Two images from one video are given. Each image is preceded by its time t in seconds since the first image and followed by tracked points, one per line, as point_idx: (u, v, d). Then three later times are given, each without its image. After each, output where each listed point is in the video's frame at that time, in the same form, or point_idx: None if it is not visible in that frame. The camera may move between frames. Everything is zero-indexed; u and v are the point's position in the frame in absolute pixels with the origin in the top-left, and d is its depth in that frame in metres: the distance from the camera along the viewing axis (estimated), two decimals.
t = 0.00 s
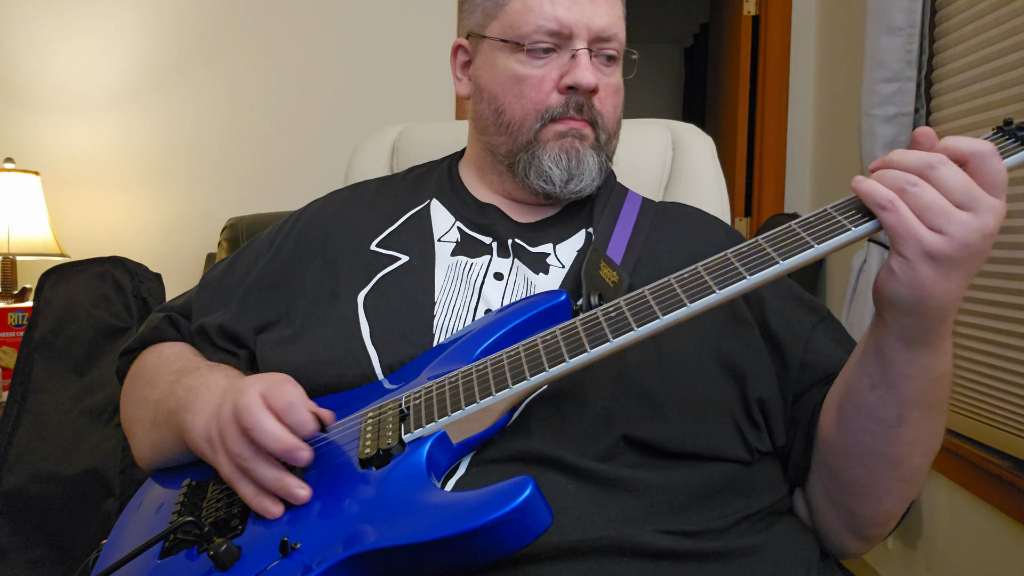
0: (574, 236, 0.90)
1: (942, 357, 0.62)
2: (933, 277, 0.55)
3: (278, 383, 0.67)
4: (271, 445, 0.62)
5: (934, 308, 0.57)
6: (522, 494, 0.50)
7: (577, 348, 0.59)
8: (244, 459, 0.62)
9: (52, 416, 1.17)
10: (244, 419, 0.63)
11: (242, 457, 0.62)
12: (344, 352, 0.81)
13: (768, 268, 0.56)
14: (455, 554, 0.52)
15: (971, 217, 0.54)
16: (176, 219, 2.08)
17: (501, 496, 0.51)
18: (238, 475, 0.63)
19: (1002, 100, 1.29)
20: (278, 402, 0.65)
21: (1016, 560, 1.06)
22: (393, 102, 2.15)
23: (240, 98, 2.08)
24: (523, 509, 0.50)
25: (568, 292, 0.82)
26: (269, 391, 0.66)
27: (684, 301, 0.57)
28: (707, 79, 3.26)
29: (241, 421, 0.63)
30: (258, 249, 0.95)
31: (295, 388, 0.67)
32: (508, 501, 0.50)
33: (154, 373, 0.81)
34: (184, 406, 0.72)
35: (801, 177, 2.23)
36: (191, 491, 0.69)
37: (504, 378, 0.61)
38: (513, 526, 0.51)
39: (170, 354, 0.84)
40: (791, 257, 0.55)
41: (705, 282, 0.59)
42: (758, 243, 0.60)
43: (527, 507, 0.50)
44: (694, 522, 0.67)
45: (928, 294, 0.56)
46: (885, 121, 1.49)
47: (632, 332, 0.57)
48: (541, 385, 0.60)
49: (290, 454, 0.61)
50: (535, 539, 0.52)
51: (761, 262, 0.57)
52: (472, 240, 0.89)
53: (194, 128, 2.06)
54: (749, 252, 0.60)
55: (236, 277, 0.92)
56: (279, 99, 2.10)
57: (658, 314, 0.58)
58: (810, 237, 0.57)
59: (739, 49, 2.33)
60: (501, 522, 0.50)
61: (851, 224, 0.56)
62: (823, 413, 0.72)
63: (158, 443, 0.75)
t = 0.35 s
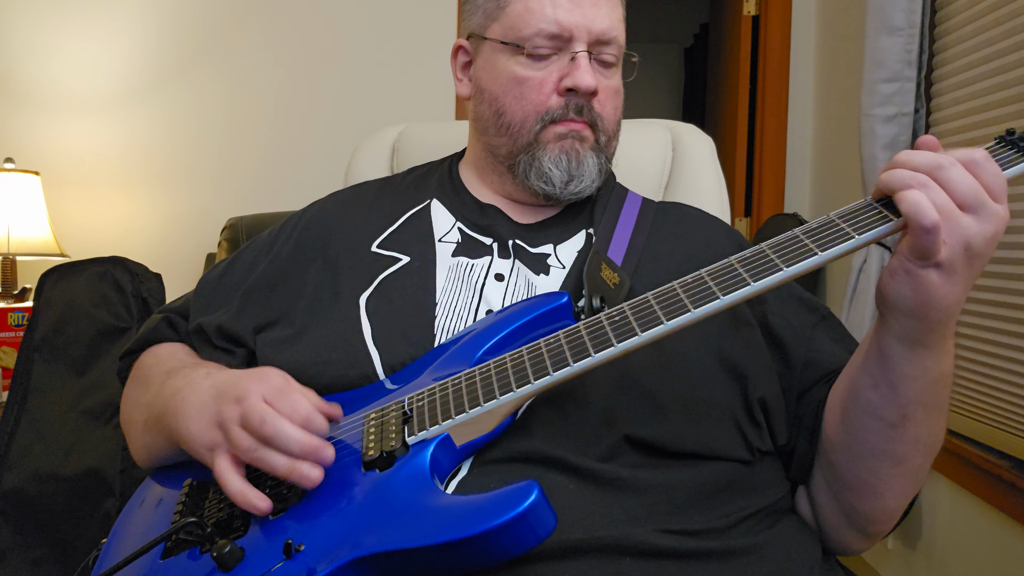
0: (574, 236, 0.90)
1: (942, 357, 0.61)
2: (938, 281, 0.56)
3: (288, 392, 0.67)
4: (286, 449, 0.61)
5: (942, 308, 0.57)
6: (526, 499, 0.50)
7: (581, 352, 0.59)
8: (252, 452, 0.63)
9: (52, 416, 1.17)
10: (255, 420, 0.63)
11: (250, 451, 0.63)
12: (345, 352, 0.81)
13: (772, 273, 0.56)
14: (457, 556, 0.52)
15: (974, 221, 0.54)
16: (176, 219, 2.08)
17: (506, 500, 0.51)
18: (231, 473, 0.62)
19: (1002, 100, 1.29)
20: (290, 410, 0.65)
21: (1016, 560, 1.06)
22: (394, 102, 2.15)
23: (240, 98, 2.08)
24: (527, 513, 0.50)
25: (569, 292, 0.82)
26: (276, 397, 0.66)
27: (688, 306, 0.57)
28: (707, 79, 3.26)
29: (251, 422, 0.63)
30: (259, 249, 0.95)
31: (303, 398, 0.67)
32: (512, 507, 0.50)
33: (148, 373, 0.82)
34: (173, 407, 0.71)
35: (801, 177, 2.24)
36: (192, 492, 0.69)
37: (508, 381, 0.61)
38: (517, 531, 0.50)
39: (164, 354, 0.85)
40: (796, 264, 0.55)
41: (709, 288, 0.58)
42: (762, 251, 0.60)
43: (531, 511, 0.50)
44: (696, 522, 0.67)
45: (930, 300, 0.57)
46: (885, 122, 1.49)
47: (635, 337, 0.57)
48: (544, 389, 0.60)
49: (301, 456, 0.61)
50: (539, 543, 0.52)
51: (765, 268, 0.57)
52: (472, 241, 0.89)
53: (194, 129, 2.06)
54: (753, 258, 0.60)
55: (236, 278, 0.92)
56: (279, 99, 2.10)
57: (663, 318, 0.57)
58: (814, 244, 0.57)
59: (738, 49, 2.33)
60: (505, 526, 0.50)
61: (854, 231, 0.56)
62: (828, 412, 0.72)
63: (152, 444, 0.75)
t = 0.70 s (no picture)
0: (574, 236, 0.90)
1: (944, 355, 0.62)
2: (952, 291, 0.55)
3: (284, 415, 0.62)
4: (268, 480, 0.58)
5: (944, 312, 0.57)
6: (531, 504, 0.51)
7: (583, 354, 0.59)
8: (228, 475, 0.59)
9: (52, 416, 1.17)
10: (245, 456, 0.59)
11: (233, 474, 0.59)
12: (345, 351, 0.81)
13: (775, 277, 0.56)
14: (462, 559, 0.52)
15: (989, 235, 0.53)
16: (176, 218, 2.08)
17: (511, 505, 0.51)
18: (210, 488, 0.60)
19: (1001, 100, 1.29)
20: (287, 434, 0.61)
21: (1016, 559, 1.07)
22: (393, 102, 2.15)
23: (240, 98, 2.08)
24: (533, 518, 0.50)
25: (569, 291, 0.82)
26: (274, 420, 0.61)
27: (690, 308, 0.57)
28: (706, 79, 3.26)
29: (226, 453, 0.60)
30: (259, 249, 0.95)
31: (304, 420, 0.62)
32: (517, 512, 0.50)
33: (141, 374, 0.80)
34: (164, 415, 0.69)
35: (801, 177, 2.24)
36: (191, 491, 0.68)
37: (511, 383, 0.61)
38: (522, 535, 0.51)
39: (159, 354, 0.82)
40: (800, 267, 0.55)
41: (712, 290, 0.58)
42: (764, 251, 0.60)
43: (537, 516, 0.51)
44: (698, 522, 0.67)
45: (937, 305, 0.57)
46: (885, 121, 1.49)
47: (639, 339, 0.57)
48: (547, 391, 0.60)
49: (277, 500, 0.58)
50: (544, 547, 0.52)
51: (767, 270, 0.57)
52: (472, 240, 0.89)
53: (193, 129, 2.06)
54: (755, 259, 0.60)
55: (237, 277, 0.92)
56: (279, 99, 2.10)
57: (666, 320, 0.57)
58: (818, 246, 0.57)
59: (738, 49, 2.33)
60: (511, 531, 0.50)
61: (859, 234, 0.56)
62: (832, 411, 0.72)
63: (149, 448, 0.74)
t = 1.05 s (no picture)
0: (574, 236, 0.90)
1: (946, 357, 0.62)
2: (951, 294, 0.55)
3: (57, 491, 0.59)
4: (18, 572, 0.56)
5: (944, 317, 0.57)
6: (529, 507, 0.51)
7: (580, 357, 0.59)
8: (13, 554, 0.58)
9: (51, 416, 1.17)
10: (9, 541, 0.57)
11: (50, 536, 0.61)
12: (342, 349, 0.81)
13: (772, 278, 0.55)
14: (461, 561, 0.52)
15: (986, 238, 0.53)
16: (175, 219, 2.08)
17: (508, 509, 0.51)
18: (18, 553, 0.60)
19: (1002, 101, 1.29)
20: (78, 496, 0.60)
21: (1015, 559, 1.07)
22: (394, 102, 2.16)
23: (240, 98, 2.08)
24: (530, 522, 0.50)
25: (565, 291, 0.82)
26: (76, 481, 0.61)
27: (687, 310, 0.57)
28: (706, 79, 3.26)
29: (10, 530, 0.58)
30: (259, 255, 0.97)
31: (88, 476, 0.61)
32: (515, 515, 0.50)
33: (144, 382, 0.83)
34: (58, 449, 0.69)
35: (801, 177, 2.23)
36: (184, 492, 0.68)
37: (507, 385, 0.61)
38: (520, 539, 0.51)
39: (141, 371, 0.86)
40: (796, 268, 0.55)
41: (709, 292, 0.58)
42: (761, 252, 0.60)
43: (534, 520, 0.51)
44: (696, 522, 0.67)
45: (936, 309, 0.56)
46: (885, 122, 1.49)
47: (636, 341, 0.57)
48: (543, 392, 0.60)
49: None
50: (541, 550, 0.52)
51: (764, 272, 0.57)
52: (470, 239, 0.89)
53: (192, 129, 2.06)
54: (752, 260, 0.60)
55: (236, 284, 0.94)
56: (279, 99, 2.10)
57: (663, 322, 0.57)
58: (814, 248, 0.57)
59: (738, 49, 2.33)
60: (509, 535, 0.50)
61: (856, 236, 0.56)
62: (834, 413, 0.71)
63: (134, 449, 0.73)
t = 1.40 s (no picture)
0: (578, 239, 0.90)
1: (953, 361, 0.62)
2: (959, 301, 0.55)
3: (196, 484, 0.58)
4: None
5: (951, 323, 0.57)
6: (535, 515, 0.51)
7: (585, 359, 0.59)
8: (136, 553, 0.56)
9: (52, 416, 1.17)
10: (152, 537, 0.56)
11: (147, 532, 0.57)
12: (344, 350, 0.81)
13: (778, 281, 0.55)
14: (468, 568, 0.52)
15: (993, 243, 0.53)
16: (176, 218, 2.08)
17: (514, 516, 0.51)
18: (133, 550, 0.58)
19: (1002, 101, 1.28)
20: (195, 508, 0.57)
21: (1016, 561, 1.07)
22: (394, 101, 2.15)
23: (239, 97, 2.08)
24: (536, 529, 0.51)
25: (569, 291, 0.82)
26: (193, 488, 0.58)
27: (693, 313, 0.57)
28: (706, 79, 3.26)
29: (144, 527, 0.56)
30: (268, 243, 0.96)
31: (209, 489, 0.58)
32: (522, 522, 0.51)
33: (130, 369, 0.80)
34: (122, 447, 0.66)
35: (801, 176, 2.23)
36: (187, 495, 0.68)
37: (511, 388, 0.61)
38: (525, 545, 0.51)
39: (149, 351, 0.83)
40: (803, 270, 0.55)
41: (714, 294, 0.58)
42: (766, 253, 0.60)
43: (541, 527, 0.51)
44: (699, 526, 0.68)
45: (944, 316, 0.56)
46: (886, 122, 1.49)
47: (640, 344, 0.57)
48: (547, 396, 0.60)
49: None
50: (547, 556, 0.53)
51: (771, 274, 0.57)
52: (475, 239, 0.89)
53: (192, 128, 2.06)
54: (757, 262, 0.60)
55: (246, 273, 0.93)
56: (279, 98, 2.10)
57: (668, 325, 0.57)
58: (821, 250, 0.57)
59: (739, 48, 2.33)
60: (516, 542, 0.50)
61: (862, 238, 0.56)
62: (841, 416, 0.71)
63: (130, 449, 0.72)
